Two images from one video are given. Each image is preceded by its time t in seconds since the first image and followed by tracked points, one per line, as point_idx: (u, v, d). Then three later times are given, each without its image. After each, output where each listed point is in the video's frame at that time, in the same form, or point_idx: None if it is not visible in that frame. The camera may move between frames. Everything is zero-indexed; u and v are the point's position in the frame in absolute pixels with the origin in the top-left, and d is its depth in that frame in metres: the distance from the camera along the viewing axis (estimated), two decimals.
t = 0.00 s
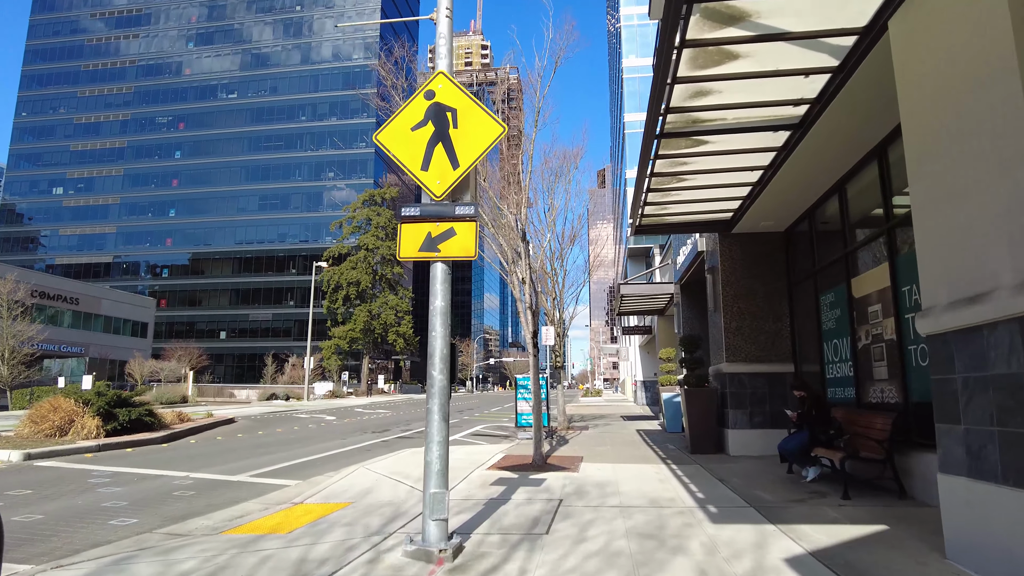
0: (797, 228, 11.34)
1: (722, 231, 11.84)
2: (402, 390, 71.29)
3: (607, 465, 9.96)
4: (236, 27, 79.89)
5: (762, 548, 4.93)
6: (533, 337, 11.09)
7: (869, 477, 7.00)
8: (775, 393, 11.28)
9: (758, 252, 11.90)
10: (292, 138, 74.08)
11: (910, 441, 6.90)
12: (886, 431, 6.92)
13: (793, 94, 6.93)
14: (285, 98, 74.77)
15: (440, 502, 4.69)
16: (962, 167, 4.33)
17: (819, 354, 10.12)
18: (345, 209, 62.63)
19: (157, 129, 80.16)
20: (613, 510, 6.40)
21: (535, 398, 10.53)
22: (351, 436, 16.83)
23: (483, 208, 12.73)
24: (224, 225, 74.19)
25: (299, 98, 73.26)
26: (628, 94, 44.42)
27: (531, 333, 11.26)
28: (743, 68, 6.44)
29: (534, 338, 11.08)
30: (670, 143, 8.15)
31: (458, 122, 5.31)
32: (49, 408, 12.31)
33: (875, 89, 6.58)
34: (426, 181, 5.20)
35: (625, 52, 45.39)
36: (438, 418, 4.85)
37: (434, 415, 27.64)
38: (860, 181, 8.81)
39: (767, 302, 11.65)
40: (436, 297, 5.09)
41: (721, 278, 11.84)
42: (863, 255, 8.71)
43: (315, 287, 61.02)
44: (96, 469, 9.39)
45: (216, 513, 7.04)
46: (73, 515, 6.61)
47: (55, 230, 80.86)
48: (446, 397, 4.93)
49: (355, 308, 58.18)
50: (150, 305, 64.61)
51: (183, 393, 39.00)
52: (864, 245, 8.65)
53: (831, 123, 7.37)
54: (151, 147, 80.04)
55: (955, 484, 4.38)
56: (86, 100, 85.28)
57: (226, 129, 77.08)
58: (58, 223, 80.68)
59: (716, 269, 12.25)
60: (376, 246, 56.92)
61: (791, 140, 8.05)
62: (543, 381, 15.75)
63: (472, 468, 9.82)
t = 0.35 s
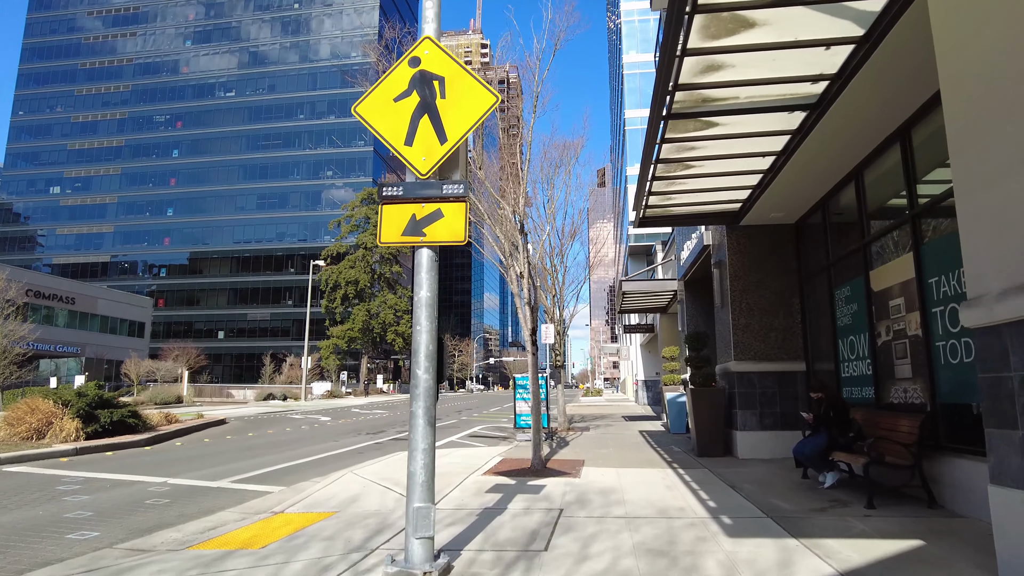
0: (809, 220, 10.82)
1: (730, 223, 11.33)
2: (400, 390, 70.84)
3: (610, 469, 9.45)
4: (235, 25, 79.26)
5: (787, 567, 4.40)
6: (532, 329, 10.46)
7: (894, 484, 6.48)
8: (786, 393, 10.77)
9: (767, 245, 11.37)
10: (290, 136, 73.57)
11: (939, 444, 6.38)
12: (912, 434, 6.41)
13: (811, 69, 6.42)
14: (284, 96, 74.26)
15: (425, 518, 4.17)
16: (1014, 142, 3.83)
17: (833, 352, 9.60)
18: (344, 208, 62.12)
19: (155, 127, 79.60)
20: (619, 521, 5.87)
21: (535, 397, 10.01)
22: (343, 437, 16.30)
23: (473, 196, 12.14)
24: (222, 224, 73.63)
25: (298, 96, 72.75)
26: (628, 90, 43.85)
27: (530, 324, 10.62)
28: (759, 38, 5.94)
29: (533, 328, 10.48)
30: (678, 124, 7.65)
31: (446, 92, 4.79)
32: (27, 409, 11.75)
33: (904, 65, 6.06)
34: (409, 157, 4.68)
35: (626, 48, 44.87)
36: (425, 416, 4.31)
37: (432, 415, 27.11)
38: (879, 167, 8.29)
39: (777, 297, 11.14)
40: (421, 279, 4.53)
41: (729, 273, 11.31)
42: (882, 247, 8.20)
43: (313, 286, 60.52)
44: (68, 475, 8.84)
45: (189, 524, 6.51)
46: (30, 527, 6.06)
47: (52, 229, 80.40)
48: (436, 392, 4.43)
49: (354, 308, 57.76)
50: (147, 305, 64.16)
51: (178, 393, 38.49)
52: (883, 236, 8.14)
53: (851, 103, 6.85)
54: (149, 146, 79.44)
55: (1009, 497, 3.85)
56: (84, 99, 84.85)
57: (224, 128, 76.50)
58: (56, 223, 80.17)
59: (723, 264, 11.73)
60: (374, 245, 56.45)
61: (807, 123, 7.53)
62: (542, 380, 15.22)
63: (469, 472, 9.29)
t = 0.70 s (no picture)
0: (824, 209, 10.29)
1: (740, 213, 10.80)
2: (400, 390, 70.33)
3: (615, 472, 8.93)
4: (233, 23, 78.75)
5: None
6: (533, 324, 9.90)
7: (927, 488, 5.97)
8: (800, 391, 10.26)
9: (779, 237, 10.86)
10: (289, 134, 73.16)
11: (974, 446, 5.87)
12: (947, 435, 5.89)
13: (836, 38, 5.91)
14: (283, 94, 73.92)
15: (412, 534, 3.65)
16: None
17: (852, 348, 9.08)
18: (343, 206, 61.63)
19: (153, 126, 79.10)
20: (628, 532, 5.35)
21: (537, 396, 9.47)
22: (338, 438, 15.79)
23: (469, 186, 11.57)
24: (221, 223, 73.06)
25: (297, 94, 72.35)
26: (629, 85, 43.34)
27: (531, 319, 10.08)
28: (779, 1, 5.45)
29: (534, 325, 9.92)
30: (690, 102, 7.16)
31: (437, 52, 4.29)
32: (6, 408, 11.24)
33: (940, 35, 5.56)
34: (394, 125, 4.17)
35: (628, 44, 44.37)
36: (411, 414, 3.80)
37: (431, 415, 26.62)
38: (903, 151, 7.76)
39: (790, 291, 10.63)
40: (406, 255, 4.00)
41: (739, 265, 10.81)
42: (907, 235, 7.68)
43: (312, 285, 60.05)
44: (40, 479, 8.32)
45: (160, 534, 5.98)
46: None
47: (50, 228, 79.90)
48: (424, 386, 3.92)
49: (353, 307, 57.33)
50: (146, 304, 63.75)
51: (174, 393, 37.97)
52: (908, 223, 7.61)
53: (877, 77, 6.32)
54: (147, 145, 79.06)
55: None
56: (82, 97, 84.44)
57: (223, 126, 76.00)
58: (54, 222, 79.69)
59: (733, 256, 11.20)
60: (374, 244, 56.01)
61: (828, 102, 7.00)
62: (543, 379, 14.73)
63: (466, 475, 8.77)
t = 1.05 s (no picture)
0: (842, 204, 9.76)
1: (753, 209, 10.28)
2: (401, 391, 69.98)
3: (621, 483, 8.43)
4: (234, 23, 78.45)
5: None
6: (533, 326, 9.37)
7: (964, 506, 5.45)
8: (816, 397, 9.73)
9: (794, 234, 10.34)
10: (290, 134, 72.90)
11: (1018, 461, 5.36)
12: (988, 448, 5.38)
13: (868, 13, 5.42)
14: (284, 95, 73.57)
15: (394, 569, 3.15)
16: None
17: (873, 350, 8.56)
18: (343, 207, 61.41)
19: (153, 125, 78.79)
20: (639, 556, 4.85)
21: (539, 400, 8.94)
22: (331, 443, 15.29)
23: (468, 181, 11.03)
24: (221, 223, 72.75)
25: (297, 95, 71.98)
26: (632, 85, 42.95)
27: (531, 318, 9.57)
28: None
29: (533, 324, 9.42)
30: (704, 85, 6.66)
31: (426, 14, 3.78)
32: None
33: (981, 11, 5.07)
34: (377, 96, 3.65)
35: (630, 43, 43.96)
36: (393, 426, 3.29)
37: (430, 417, 26.11)
38: (930, 140, 7.26)
39: (804, 289, 10.12)
40: (388, 239, 3.49)
41: (751, 263, 10.29)
42: (933, 231, 7.17)
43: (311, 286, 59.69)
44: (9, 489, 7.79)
45: (127, 553, 5.49)
46: None
47: (50, 228, 79.61)
48: (409, 393, 3.42)
49: (353, 308, 56.93)
50: (145, 305, 63.35)
51: (171, 395, 37.49)
52: (934, 217, 7.10)
53: (907, 59, 5.82)
54: (147, 145, 78.66)
55: None
56: (81, 97, 84.29)
57: (223, 126, 75.71)
58: (54, 222, 79.30)
59: (745, 253, 10.70)
60: (374, 244, 55.79)
61: (853, 86, 6.49)
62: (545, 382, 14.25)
63: (463, 485, 8.24)
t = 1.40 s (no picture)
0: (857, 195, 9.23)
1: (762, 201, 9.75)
2: (400, 394, 69.46)
3: (624, 492, 7.88)
4: (233, 25, 78.01)
5: None
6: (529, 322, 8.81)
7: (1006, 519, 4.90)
8: (829, 399, 9.19)
9: (804, 227, 9.80)
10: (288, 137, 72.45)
11: None
12: None
13: None
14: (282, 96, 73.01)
15: None
16: None
17: (892, 348, 8.03)
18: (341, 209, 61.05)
19: (152, 128, 78.44)
20: None
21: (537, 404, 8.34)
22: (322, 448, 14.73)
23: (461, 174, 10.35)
24: (220, 225, 72.37)
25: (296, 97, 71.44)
26: (633, 84, 42.51)
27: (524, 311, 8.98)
28: None
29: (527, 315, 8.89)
30: (714, 59, 6.13)
31: None
32: None
33: None
34: (341, 47, 3.14)
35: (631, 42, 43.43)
36: (353, 433, 2.76)
37: (426, 421, 25.56)
38: (957, 121, 6.73)
39: (816, 286, 9.59)
40: (348, 209, 2.99)
41: (759, 258, 9.76)
42: (960, 219, 6.64)
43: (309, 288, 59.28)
44: None
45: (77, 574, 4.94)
46: None
47: (48, 231, 79.23)
48: (375, 396, 2.88)
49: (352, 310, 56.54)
50: (142, 308, 62.74)
51: (165, 398, 36.95)
52: (962, 204, 6.57)
53: (938, 27, 5.28)
54: (145, 147, 78.17)
55: None
56: (79, 100, 83.94)
57: (221, 128, 75.30)
58: (51, 224, 78.82)
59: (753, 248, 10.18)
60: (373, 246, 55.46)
61: (876, 61, 5.96)
62: (543, 384, 13.72)
63: (454, 494, 7.69)
